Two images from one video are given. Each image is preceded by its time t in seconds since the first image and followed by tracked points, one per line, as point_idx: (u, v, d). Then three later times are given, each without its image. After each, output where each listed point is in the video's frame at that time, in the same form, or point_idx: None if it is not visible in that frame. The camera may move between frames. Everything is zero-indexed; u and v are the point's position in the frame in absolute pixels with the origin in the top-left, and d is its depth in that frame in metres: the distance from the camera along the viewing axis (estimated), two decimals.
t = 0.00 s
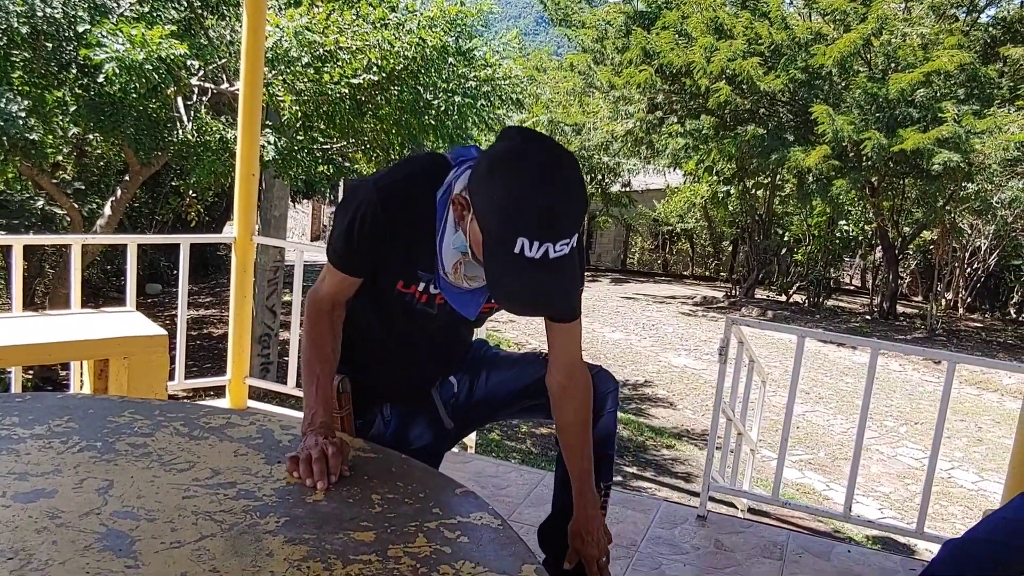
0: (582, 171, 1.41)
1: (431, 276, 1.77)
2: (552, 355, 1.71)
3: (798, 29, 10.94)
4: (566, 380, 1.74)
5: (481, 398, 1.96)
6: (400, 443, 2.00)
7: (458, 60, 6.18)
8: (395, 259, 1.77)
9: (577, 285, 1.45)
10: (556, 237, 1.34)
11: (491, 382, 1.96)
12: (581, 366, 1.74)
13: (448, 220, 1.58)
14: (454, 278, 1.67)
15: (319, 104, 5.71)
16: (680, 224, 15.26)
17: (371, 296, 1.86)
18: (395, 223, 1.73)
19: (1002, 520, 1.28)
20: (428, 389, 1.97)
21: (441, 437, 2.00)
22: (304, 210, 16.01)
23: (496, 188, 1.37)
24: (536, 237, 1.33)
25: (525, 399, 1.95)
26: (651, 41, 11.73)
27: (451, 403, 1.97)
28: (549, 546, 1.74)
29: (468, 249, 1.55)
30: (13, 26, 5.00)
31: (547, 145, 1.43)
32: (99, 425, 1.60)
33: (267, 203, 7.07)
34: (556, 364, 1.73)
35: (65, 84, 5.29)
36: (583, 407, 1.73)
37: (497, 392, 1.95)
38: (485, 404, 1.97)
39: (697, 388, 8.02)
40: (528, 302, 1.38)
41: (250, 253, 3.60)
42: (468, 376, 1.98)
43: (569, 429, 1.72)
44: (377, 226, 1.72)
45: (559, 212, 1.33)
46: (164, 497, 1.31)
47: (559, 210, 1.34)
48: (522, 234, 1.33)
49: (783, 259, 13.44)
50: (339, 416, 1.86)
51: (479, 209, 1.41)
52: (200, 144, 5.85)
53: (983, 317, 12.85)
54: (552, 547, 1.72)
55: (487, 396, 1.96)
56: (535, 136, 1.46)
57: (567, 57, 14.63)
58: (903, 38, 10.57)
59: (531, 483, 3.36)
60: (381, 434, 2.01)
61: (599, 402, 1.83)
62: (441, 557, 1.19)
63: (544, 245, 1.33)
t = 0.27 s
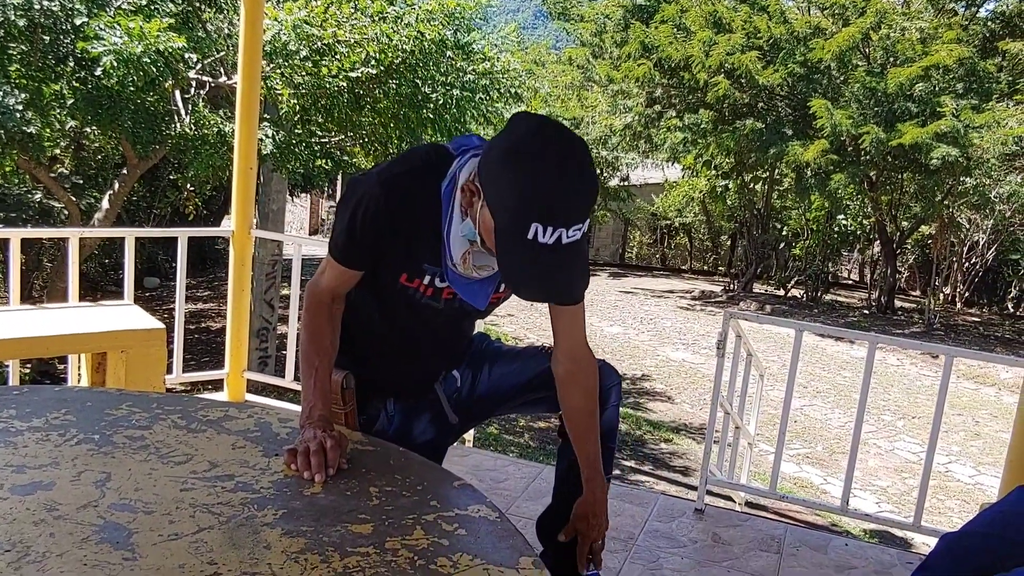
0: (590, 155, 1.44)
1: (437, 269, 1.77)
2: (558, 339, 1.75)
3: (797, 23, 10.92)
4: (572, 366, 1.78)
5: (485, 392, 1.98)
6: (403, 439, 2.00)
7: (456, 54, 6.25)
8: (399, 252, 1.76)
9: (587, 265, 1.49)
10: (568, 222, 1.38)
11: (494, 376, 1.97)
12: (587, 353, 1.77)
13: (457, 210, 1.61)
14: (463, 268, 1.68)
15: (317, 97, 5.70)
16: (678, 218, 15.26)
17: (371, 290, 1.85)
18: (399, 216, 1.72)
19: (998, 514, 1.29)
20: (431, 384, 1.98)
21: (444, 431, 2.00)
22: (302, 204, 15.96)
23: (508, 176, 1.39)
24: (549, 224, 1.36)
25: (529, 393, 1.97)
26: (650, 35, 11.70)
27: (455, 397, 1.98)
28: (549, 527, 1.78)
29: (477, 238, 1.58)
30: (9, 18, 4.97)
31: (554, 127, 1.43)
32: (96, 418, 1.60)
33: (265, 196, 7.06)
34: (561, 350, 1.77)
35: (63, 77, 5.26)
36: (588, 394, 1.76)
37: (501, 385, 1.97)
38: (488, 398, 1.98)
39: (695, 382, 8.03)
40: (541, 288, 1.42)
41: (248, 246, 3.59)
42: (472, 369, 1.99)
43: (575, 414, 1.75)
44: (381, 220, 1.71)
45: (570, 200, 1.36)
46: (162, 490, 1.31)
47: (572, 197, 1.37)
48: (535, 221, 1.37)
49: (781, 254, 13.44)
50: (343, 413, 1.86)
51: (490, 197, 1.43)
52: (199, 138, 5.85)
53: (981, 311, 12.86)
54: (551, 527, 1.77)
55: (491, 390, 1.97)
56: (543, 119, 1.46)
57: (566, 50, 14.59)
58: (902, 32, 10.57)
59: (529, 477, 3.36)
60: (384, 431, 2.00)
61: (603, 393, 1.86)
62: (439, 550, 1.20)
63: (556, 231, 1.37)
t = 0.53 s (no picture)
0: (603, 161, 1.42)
1: (440, 269, 1.77)
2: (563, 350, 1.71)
3: (795, 17, 10.89)
4: (577, 376, 1.74)
5: (484, 384, 1.97)
6: (403, 432, 2.00)
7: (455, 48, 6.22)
8: (403, 250, 1.76)
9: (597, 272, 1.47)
10: (583, 228, 1.36)
11: (493, 370, 1.96)
12: (591, 364, 1.74)
13: (463, 214, 1.59)
14: (466, 270, 1.65)
15: (315, 91, 5.72)
16: (677, 212, 15.26)
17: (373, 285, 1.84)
18: (405, 214, 1.71)
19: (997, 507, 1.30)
20: (430, 378, 1.97)
21: (443, 424, 2.00)
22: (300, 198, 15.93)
23: (523, 180, 1.37)
24: (562, 229, 1.34)
25: (527, 387, 1.95)
26: (648, 29, 11.69)
27: (453, 390, 1.98)
28: (551, 525, 1.80)
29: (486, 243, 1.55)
30: (5, 11, 4.94)
31: (571, 134, 1.42)
32: (94, 411, 1.60)
33: (263, 190, 7.05)
34: (565, 360, 1.74)
35: (60, 70, 5.23)
36: (593, 403, 1.72)
37: (499, 377, 1.96)
38: (486, 391, 1.97)
39: (693, 377, 8.04)
40: (553, 294, 1.40)
41: (246, 240, 3.58)
42: (470, 363, 1.97)
43: (579, 423, 1.73)
44: (386, 217, 1.70)
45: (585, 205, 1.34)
46: (161, 483, 1.31)
47: (586, 202, 1.35)
48: (549, 225, 1.35)
49: (779, 249, 13.44)
50: (342, 406, 1.86)
51: (503, 201, 1.41)
52: (197, 132, 5.84)
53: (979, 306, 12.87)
54: (553, 526, 1.80)
55: (489, 382, 1.96)
56: (557, 125, 1.44)
57: (564, 44, 14.56)
58: (901, 26, 10.56)
59: (528, 470, 3.37)
60: (382, 425, 2.00)
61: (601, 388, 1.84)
62: (439, 543, 1.20)
63: (570, 236, 1.35)
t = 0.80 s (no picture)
0: (614, 191, 1.41)
1: (439, 278, 1.76)
2: (565, 373, 1.71)
3: (793, 12, 10.86)
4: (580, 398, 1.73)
5: (473, 376, 1.97)
6: (393, 424, 2.01)
7: (453, 42, 6.21)
8: (404, 255, 1.75)
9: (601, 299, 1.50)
10: (591, 261, 1.37)
11: (483, 362, 1.96)
12: (594, 389, 1.74)
13: (469, 232, 1.57)
14: (466, 284, 1.63)
15: (311, 86, 5.67)
16: (674, 207, 15.26)
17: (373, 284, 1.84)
18: (408, 222, 1.69)
19: (991, 502, 1.30)
20: (420, 371, 1.97)
21: (433, 418, 2.01)
22: (298, 193, 15.90)
23: (533, 210, 1.37)
24: (571, 262, 1.36)
25: (517, 379, 1.96)
26: (646, 23, 11.69)
27: (444, 382, 1.98)
28: (546, 522, 1.83)
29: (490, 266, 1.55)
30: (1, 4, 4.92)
31: (583, 166, 1.41)
32: (91, 404, 1.60)
33: (260, 185, 7.04)
34: (570, 387, 1.73)
35: (56, 64, 5.18)
36: (595, 423, 1.74)
37: (490, 370, 1.96)
38: (476, 383, 1.98)
39: (690, 371, 8.06)
40: (559, 321, 1.43)
41: (243, 234, 3.58)
42: (460, 355, 1.98)
43: (582, 443, 1.73)
44: (390, 223, 1.68)
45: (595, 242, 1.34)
46: (156, 476, 1.31)
47: (595, 236, 1.36)
48: (559, 258, 1.36)
49: (777, 244, 13.45)
50: (334, 397, 1.87)
51: (512, 227, 1.42)
52: (193, 126, 5.82)
53: (976, 301, 12.88)
54: (550, 526, 1.81)
55: (479, 374, 1.97)
56: (569, 153, 1.43)
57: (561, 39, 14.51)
58: (899, 21, 10.56)
59: (524, 464, 3.37)
60: (373, 417, 2.01)
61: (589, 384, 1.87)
62: (434, 536, 1.20)
63: (578, 269, 1.37)
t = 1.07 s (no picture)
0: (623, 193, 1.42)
1: (442, 278, 1.75)
2: (562, 374, 1.68)
3: (791, 7, 10.84)
4: (577, 397, 1.71)
5: (469, 373, 1.98)
6: (390, 420, 2.01)
7: (450, 38, 6.19)
8: (408, 254, 1.74)
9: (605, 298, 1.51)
10: (601, 263, 1.38)
11: (479, 357, 1.97)
12: (593, 386, 1.70)
13: (475, 231, 1.56)
14: (471, 284, 1.62)
15: (308, 81, 5.66)
16: (671, 203, 15.26)
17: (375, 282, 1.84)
18: (412, 222, 1.69)
19: (988, 496, 1.31)
20: (418, 366, 1.97)
21: (431, 413, 2.01)
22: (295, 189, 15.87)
23: (543, 213, 1.37)
24: (582, 263, 1.37)
25: (514, 375, 1.96)
26: (643, 19, 11.69)
27: (441, 378, 1.98)
28: (543, 516, 1.85)
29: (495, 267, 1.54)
30: None
31: (593, 167, 1.41)
32: (86, 400, 1.60)
33: (257, 180, 7.03)
34: (567, 387, 1.70)
35: (52, 60, 5.17)
36: (594, 420, 1.73)
37: (486, 367, 1.97)
38: (473, 379, 1.98)
39: (687, 367, 8.07)
40: (567, 322, 1.44)
41: (240, 229, 3.58)
42: (457, 351, 1.98)
43: (581, 443, 1.73)
44: (395, 222, 1.68)
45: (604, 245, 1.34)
46: (152, 472, 1.31)
47: (606, 239, 1.37)
48: (569, 258, 1.36)
49: (774, 239, 13.46)
50: (331, 394, 1.87)
51: (521, 228, 1.41)
52: (189, 122, 5.83)
53: (973, 296, 12.91)
54: (548, 519, 1.84)
55: (476, 370, 1.97)
56: (576, 154, 1.43)
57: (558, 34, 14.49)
58: (895, 16, 10.58)
59: (521, 460, 3.38)
60: (370, 413, 2.01)
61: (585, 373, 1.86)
62: (429, 530, 1.20)
63: (588, 270, 1.38)
